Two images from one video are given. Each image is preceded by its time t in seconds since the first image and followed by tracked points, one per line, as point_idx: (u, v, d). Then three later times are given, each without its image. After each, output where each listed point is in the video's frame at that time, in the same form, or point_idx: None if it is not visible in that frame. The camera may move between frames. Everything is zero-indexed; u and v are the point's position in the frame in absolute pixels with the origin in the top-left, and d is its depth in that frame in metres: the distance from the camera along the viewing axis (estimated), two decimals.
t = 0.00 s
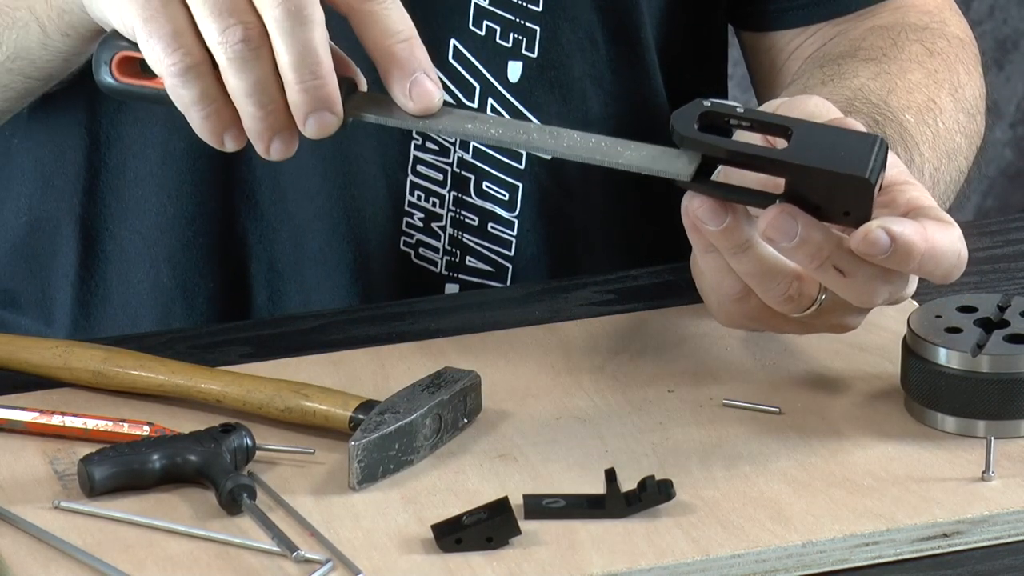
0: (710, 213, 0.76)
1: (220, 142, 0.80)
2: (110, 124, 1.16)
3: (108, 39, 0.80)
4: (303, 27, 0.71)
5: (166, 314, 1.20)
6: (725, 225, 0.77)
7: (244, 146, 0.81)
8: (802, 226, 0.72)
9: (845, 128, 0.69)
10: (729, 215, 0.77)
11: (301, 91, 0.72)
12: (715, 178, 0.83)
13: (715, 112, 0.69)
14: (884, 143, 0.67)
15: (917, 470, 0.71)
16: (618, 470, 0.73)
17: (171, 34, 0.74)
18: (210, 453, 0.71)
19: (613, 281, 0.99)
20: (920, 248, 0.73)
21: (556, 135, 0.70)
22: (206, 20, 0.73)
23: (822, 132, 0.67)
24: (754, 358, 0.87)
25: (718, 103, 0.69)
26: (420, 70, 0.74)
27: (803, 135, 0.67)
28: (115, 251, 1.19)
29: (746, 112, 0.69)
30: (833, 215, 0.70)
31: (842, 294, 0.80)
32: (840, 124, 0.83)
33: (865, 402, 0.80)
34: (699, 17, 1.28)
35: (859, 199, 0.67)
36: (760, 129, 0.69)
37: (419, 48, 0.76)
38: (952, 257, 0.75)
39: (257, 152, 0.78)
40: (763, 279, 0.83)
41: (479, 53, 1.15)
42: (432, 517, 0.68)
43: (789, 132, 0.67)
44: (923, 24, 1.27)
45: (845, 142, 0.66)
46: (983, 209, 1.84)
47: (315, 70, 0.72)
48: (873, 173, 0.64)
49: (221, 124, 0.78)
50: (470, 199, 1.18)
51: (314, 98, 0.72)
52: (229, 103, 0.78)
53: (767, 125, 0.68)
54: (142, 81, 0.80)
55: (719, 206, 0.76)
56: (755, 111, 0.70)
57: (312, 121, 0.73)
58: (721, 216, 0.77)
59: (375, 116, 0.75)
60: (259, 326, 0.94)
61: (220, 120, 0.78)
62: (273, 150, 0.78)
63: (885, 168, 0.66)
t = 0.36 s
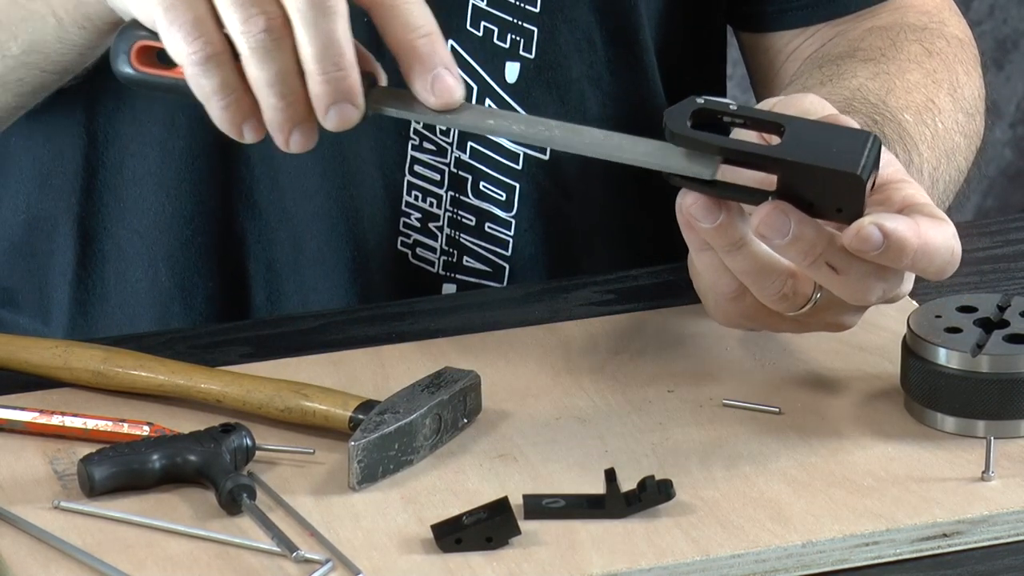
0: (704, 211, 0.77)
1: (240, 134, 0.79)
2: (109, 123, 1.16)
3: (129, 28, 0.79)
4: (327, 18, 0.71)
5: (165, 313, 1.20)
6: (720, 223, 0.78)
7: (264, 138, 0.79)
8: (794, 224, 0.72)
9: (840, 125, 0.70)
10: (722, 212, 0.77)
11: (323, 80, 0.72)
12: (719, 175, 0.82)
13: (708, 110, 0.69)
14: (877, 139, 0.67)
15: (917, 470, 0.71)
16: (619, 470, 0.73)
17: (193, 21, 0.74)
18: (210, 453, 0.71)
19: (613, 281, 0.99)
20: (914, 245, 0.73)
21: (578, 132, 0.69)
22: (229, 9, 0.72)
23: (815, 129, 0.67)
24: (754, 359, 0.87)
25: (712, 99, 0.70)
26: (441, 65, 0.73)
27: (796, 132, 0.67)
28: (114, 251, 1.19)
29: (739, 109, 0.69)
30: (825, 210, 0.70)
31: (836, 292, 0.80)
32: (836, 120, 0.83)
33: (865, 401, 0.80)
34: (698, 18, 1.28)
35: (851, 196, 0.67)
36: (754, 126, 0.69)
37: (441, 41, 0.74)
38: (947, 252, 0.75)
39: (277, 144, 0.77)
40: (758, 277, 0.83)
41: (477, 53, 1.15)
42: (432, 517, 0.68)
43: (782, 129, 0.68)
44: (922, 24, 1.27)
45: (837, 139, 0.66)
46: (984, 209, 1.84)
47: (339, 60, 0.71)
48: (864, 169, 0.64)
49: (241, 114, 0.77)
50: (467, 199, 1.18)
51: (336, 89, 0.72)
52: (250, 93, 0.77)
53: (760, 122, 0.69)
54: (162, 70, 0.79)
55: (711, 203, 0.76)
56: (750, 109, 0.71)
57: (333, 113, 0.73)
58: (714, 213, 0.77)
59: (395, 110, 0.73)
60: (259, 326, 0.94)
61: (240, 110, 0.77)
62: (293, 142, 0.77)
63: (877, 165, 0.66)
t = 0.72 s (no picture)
0: (700, 210, 0.77)
1: (284, 135, 0.78)
2: (111, 123, 1.16)
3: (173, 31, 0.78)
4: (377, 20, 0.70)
5: (167, 312, 1.20)
6: (716, 223, 0.78)
7: (308, 140, 0.79)
8: (790, 223, 0.73)
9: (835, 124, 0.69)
10: (718, 211, 0.77)
11: (372, 82, 0.71)
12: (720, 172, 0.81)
13: (705, 109, 0.69)
14: (872, 140, 0.67)
15: (917, 470, 0.71)
16: (619, 470, 0.73)
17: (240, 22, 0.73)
18: (210, 454, 0.71)
19: (613, 281, 0.99)
20: (912, 244, 0.73)
21: (626, 135, 0.69)
22: (277, 11, 0.72)
23: (811, 128, 0.67)
24: (755, 359, 0.87)
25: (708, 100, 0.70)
26: (490, 66, 0.72)
27: (791, 131, 0.67)
28: (115, 251, 1.19)
29: (735, 109, 0.69)
30: (820, 209, 0.70)
31: (833, 291, 0.80)
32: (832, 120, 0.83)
33: (865, 401, 0.80)
34: (699, 18, 1.28)
35: (848, 195, 0.67)
36: (752, 126, 0.69)
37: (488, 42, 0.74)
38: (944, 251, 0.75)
39: (321, 147, 0.77)
40: (755, 277, 0.83)
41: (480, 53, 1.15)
42: (432, 517, 0.68)
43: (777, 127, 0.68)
44: (923, 24, 1.27)
45: (833, 139, 0.66)
46: (983, 209, 1.84)
47: (390, 62, 0.71)
48: (860, 167, 0.64)
49: (287, 116, 0.77)
50: (470, 199, 1.18)
51: (384, 91, 0.72)
52: (294, 94, 0.76)
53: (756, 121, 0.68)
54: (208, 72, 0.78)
55: (708, 202, 0.77)
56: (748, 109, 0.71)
57: (381, 115, 0.72)
58: (710, 212, 0.77)
59: (442, 113, 0.74)
60: (258, 326, 0.94)
61: (286, 112, 0.76)
62: (338, 145, 0.77)
63: (873, 163, 0.66)
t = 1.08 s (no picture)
0: (695, 207, 0.76)
1: (263, 114, 0.79)
2: (110, 125, 1.16)
3: (154, 15, 0.79)
4: None
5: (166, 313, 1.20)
6: (712, 220, 0.78)
7: (287, 119, 0.79)
8: (786, 221, 0.72)
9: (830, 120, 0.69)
10: (715, 208, 0.77)
11: (349, 61, 0.71)
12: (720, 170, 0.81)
13: (701, 106, 0.69)
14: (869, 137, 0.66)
15: (917, 470, 0.71)
16: (619, 470, 0.73)
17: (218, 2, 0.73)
18: (210, 454, 0.71)
19: (612, 281, 0.99)
20: (906, 241, 0.73)
21: (603, 112, 0.69)
22: None
23: (807, 125, 0.67)
24: (755, 359, 0.87)
25: (705, 97, 0.69)
26: (466, 45, 0.72)
27: (786, 129, 0.67)
28: (115, 252, 1.19)
29: (732, 106, 0.69)
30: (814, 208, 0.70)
31: (828, 288, 0.80)
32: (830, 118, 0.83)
33: (865, 401, 0.80)
34: (700, 19, 1.28)
35: (844, 192, 0.67)
36: (749, 124, 0.69)
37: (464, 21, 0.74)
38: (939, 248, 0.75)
39: (300, 126, 0.77)
40: (751, 274, 0.83)
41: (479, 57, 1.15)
42: (432, 517, 0.68)
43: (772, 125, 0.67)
44: (924, 24, 1.27)
45: (828, 136, 0.66)
46: (984, 209, 1.84)
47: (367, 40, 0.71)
48: (855, 164, 0.64)
49: (264, 95, 0.77)
50: (468, 202, 1.18)
51: (361, 70, 0.71)
52: (271, 73, 0.77)
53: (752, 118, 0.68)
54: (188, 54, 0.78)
55: (703, 199, 0.76)
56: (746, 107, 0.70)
57: (357, 94, 0.72)
58: (706, 209, 0.77)
59: (419, 91, 0.73)
60: (259, 326, 0.94)
61: (263, 92, 0.77)
62: (317, 124, 0.77)
63: (868, 160, 0.66)
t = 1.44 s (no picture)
0: (700, 212, 0.77)
1: (272, 125, 0.79)
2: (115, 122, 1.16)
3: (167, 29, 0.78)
4: (365, 13, 0.68)
5: (168, 312, 1.20)
6: (716, 224, 0.78)
7: (297, 130, 0.79)
8: (788, 224, 0.73)
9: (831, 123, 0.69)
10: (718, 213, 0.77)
11: (359, 73, 0.70)
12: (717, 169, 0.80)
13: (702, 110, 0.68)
14: (871, 139, 0.67)
15: (917, 470, 0.71)
16: (619, 470, 0.73)
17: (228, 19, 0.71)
18: (210, 453, 0.71)
19: (613, 281, 0.99)
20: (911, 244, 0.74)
21: (611, 119, 0.69)
22: (264, 2, 0.70)
23: (810, 126, 0.67)
24: (756, 359, 0.87)
25: (705, 100, 0.68)
26: (477, 50, 0.71)
27: (791, 130, 0.66)
28: (118, 250, 1.18)
29: (733, 109, 0.67)
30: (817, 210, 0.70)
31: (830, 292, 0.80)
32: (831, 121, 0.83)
33: (865, 401, 0.80)
34: (702, 18, 1.28)
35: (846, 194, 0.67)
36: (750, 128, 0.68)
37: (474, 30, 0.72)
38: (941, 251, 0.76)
39: (310, 135, 0.77)
40: (755, 278, 0.83)
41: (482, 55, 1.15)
42: (432, 517, 0.68)
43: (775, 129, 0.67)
44: (925, 24, 1.27)
45: (831, 137, 0.66)
46: (984, 209, 1.83)
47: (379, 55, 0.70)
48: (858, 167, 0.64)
49: (276, 107, 0.77)
50: (472, 199, 1.18)
51: (371, 82, 0.71)
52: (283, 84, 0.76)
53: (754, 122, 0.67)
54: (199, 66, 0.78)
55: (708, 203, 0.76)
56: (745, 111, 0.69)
57: (368, 104, 0.72)
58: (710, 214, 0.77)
59: (432, 101, 0.73)
60: (258, 326, 0.94)
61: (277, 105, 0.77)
62: (328, 134, 0.77)
63: (871, 162, 0.66)
